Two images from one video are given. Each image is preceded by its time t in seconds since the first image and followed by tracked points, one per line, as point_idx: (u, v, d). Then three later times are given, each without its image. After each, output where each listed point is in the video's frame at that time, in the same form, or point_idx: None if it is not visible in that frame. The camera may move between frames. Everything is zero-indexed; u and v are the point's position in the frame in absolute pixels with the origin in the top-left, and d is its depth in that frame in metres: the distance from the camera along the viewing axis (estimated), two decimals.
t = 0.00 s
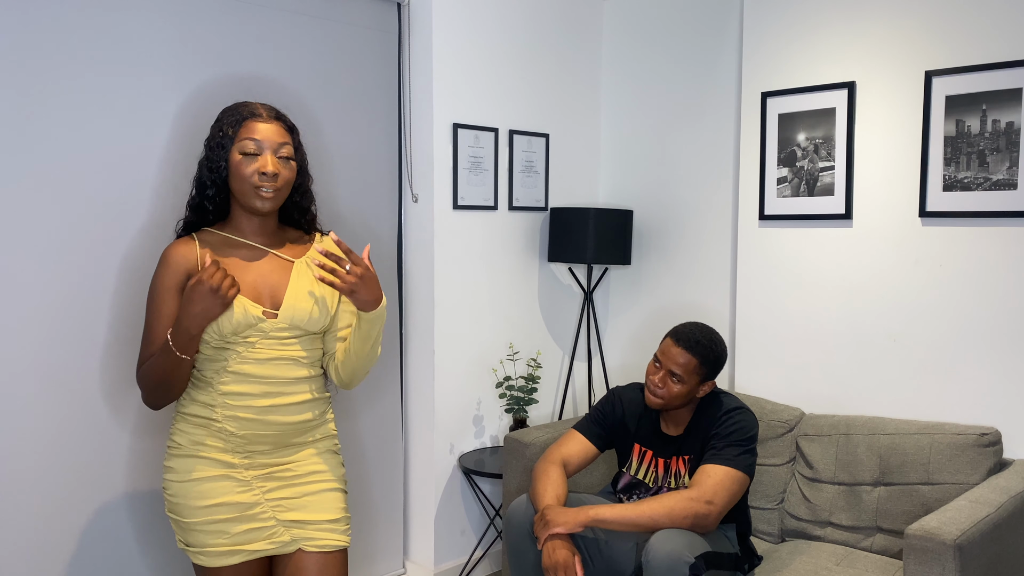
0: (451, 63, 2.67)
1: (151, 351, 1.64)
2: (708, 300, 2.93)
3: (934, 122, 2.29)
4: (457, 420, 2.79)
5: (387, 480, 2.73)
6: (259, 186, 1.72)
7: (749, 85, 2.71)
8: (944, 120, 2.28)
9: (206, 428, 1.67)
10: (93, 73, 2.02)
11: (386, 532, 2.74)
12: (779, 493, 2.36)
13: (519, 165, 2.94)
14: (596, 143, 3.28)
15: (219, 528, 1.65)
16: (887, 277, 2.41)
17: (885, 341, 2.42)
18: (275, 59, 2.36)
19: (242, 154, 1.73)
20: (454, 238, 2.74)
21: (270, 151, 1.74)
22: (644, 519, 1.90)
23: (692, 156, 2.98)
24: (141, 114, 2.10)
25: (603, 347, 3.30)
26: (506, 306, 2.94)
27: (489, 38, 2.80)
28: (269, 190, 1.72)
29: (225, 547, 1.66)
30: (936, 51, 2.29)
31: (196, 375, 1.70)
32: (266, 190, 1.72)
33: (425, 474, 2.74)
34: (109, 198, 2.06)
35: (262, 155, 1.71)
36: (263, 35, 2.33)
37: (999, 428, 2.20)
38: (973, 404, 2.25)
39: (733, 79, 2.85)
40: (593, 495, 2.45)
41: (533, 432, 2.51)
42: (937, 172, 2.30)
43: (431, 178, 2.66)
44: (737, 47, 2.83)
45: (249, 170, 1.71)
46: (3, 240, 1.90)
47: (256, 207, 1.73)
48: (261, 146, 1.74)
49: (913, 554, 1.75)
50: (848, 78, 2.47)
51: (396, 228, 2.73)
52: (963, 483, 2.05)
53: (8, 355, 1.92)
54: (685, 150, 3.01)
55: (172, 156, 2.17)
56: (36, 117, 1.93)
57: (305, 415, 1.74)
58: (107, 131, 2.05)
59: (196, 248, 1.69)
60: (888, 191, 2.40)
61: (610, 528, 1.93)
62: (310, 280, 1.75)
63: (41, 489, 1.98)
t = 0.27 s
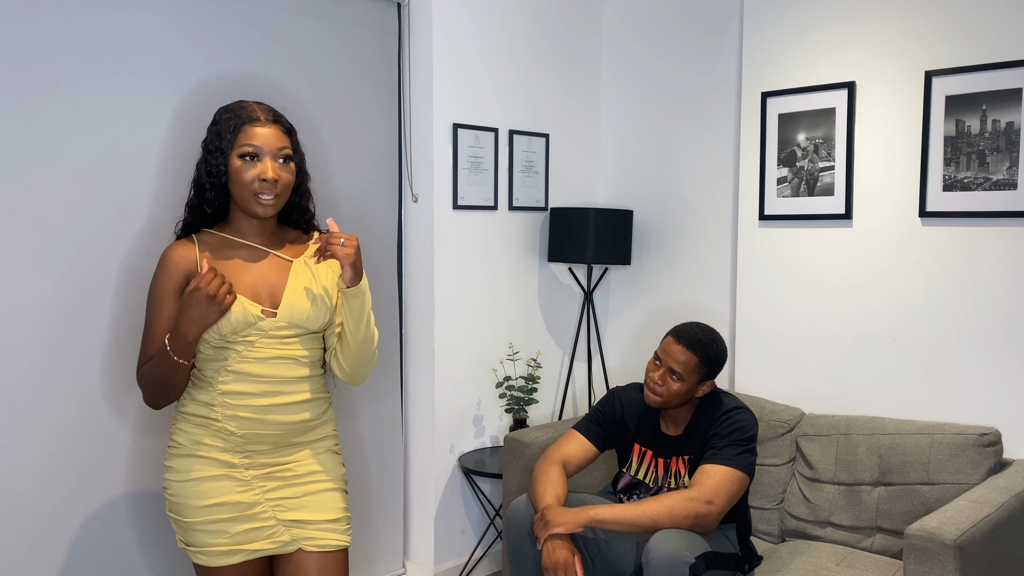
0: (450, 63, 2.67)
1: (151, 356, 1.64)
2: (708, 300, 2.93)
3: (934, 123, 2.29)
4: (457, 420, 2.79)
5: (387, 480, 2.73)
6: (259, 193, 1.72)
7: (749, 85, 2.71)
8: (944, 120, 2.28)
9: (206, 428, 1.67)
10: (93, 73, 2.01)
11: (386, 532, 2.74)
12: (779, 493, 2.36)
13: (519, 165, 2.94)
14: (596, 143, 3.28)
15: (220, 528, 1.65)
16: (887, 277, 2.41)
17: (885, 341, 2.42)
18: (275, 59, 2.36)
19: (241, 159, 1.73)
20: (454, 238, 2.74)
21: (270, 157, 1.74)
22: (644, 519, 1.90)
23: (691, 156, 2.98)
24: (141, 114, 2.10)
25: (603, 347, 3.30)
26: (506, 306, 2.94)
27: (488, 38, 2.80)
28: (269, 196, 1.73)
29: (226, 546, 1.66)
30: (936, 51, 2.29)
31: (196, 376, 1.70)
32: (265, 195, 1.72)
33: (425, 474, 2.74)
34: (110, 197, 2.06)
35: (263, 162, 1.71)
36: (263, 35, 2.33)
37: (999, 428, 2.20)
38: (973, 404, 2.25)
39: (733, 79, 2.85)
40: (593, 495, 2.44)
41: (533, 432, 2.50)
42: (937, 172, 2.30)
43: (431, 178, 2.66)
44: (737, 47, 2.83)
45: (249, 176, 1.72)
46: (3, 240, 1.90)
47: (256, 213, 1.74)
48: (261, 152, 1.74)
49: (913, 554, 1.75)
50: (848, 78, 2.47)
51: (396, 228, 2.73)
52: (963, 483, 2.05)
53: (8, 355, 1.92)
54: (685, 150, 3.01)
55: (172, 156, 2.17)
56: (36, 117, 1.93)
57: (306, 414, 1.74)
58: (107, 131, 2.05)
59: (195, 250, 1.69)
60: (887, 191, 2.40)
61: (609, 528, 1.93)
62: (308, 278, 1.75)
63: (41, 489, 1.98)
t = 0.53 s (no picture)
0: (451, 63, 2.67)
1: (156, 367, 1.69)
2: (708, 300, 2.93)
3: (934, 123, 2.29)
4: (457, 420, 2.79)
5: (388, 480, 2.73)
6: (267, 197, 1.73)
7: (749, 84, 2.71)
8: (944, 120, 2.28)
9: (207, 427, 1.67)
10: (93, 73, 2.01)
11: (386, 532, 2.74)
12: (779, 493, 2.36)
13: (519, 165, 2.94)
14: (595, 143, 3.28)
15: (221, 528, 1.65)
16: (886, 277, 2.41)
17: (885, 341, 2.42)
18: (275, 59, 2.36)
19: (249, 164, 1.73)
20: (454, 238, 2.73)
21: (278, 162, 1.75)
22: (644, 519, 1.90)
23: (691, 156, 2.98)
24: (141, 114, 2.10)
25: (603, 347, 3.30)
26: (506, 306, 2.94)
27: (488, 37, 2.80)
28: (276, 201, 1.74)
29: (227, 546, 1.66)
30: (936, 51, 2.29)
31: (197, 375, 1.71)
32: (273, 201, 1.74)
33: (425, 474, 2.74)
34: (110, 198, 2.06)
35: (271, 167, 1.72)
36: (263, 35, 2.32)
37: (999, 428, 2.20)
38: (973, 404, 2.25)
39: (733, 79, 2.85)
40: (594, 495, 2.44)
41: (533, 432, 2.51)
42: (937, 172, 2.30)
43: (431, 178, 2.66)
44: (737, 47, 2.83)
45: (257, 180, 1.72)
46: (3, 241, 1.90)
47: (261, 216, 1.74)
48: (269, 157, 1.75)
49: (913, 554, 1.75)
50: (848, 78, 2.47)
51: (396, 228, 2.73)
52: (963, 483, 2.05)
53: (8, 355, 1.92)
54: (685, 149, 3.01)
55: (172, 156, 2.17)
56: (36, 117, 1.93)
57: (306, 414, 1.74)
58: (107, 131, 2.04)
59: (196, 251, 1.70)
60: (887, 190, 2.40)
61: (609, 528, 1.93)
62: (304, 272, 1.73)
63: (41, 490, 1.97)
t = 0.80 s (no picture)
0: (451, 64, 2.68)
1: (156, 369, 1.69)
2: (708, 300, 2.93)
3: (934, 123, 2.29)
4: (457, 420, 2.79)
5: (388, 480, 2.73)
6: (267, 196, 1.73)
7: (749, 84, 2.71)
8: (944, 120, 2.28)
9: (206, 427, 1.67)
10: (94, 73, 2.01)
11: (386, 532, 2.74)
12: (779, 493, 2.36)
13: (519, 165, 2.94)
14: (596, 143, 3.28)
15: (219, 527, 1.65)
16: (887, 277, 2.41)
17: (885, 341, 2.42)
18: (275, 59, 2.36)
19: (251, 163, 1.74)
20: (454, 238, 2.74)
21: (280, 161, 1.75)
22: (644, 519, 1.90)
23: (692, 156, 2.98)
24: (141, 114, 2.10)
25: (603, 347, 3.30)
26: (506, 306, 2.94)
27: (488, 38, 2.80)
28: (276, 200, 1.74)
29: (226, 546, 1.66)
30: (936, 51, 2.29)
31: (196, 374, 1.71)
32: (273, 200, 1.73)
33: (425, 474, 2.74)
34: (110, 198, 2.06)
35: (272, 166, 1.73)
36: (263, 36, 2.33)
37: (999, 428, 2.20)
38: (973, 404, 2.25)
39: (733, 79, 2.85)
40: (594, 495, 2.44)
41: (533, 432, 2.51)
42: (937, 172, 2.30)
43: (431, 178, 2.66)
44: (737, 47, 2.83)
45: (258, 179, 1.73)
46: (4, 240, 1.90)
47: (261, 215, 1.75)
48: (271, 156, 1.75)
49: (913, 554, 1.75)
50: (848, 78, 2.47)
51: (396, 228, 2.73)
52: (963, 483, 2.05)
53: (8, 355, 1.92)
54: (685, 149, 3.01)
55: (173, 156, 2.17)
56: (37, 117, 1.93)
57: (305, 414, 1.74)
58: (108, 131, 2.05)
59: (197, 252, 1.70)
60: (888, 190, 2.40)
61: (609, 528, 1.93)
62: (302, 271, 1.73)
63: (41, 490, 1.97)
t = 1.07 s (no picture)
0: (450, 64, 2.67)
1: (162, 374, 1.72)
2: (708, 300, 2.93)
3: (934, 123, 2.29)
4: (457, 420, 2.79)
5: (388, 480, 2.73)
6: (263, 197, 1.72)
7: (749, 84, 2.71)
8: (944, 120, 2.28)
9: (205, 427, 1.67)
10: (93, 73, 2.01)
11: (387, 532, 2.74)
12: (779, 493, 2.36)
13: (519, 165, 2.94)
14: (595, 143, 3.28)
15: (218, 528, 1.65)
16: (887, 277, 2.41)
17: (885, 341, 2.42)
18: (275, 59, 2.36)
19: (248, 163, 1.73)
20: (454, 238, 2.73)
21: (276, 162, 1.74)
22: (644, 520, 1.90)
23: (692, 156, 2.98)
24: (141, 114, 2.10)
25: (603, 347, 3.30)
26: (506, 306, 2.94)
27: (488, 37, 2.80)
28: (272, 200, 1.73)
29: (224, 547, 1.66)
30: (936, 51, 2.29)
31: (195, 375, 1.71)
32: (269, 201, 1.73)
33: (425, 474, 2.74)
34: (110, 198, 2.05)
35: (268, 166, 1.72)
36: (263, 36, 2.32)
37: (999, 428, 2.20)
38: (973, 404, 2.25)
39: (733, 78, 2.85)
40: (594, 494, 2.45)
41: (534, 432, 2.51)
42: (937, 172, 2.30)
43: (431, 178, 2.66)
44: (737, 47, 2.83)
45: (254, 179, 1.72)
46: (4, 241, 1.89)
47: (258, 216, 1.74)
48: (268, 156, 1.75)
49: (913, 554, 1.75)
50: (848, 78, 2.47)
51: (396, 228, 2.73)
52: (963, 484, 2.06)
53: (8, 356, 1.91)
54: (684, 149, 3.01)
55: (173, 157, 2.17)
56: (37, 117, 1.92)
57: (304, 415, 1.73)
58: (107, 131, 2.04)
59: (197, 254, 1.71)
60: (888, 190, 2.40)
61: (608, 528, 1.93)
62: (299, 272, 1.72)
63: (42, 490, 1.97)
